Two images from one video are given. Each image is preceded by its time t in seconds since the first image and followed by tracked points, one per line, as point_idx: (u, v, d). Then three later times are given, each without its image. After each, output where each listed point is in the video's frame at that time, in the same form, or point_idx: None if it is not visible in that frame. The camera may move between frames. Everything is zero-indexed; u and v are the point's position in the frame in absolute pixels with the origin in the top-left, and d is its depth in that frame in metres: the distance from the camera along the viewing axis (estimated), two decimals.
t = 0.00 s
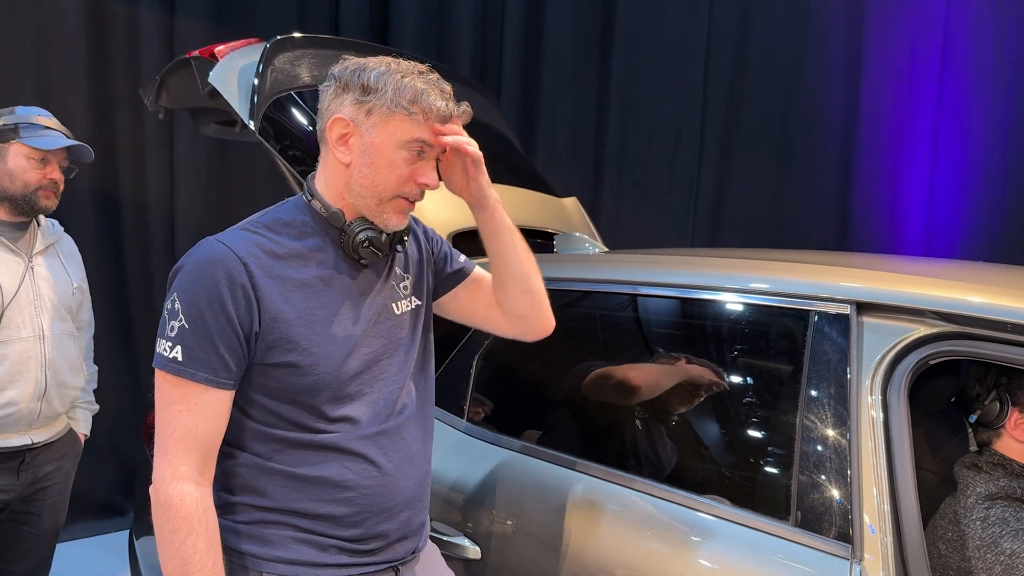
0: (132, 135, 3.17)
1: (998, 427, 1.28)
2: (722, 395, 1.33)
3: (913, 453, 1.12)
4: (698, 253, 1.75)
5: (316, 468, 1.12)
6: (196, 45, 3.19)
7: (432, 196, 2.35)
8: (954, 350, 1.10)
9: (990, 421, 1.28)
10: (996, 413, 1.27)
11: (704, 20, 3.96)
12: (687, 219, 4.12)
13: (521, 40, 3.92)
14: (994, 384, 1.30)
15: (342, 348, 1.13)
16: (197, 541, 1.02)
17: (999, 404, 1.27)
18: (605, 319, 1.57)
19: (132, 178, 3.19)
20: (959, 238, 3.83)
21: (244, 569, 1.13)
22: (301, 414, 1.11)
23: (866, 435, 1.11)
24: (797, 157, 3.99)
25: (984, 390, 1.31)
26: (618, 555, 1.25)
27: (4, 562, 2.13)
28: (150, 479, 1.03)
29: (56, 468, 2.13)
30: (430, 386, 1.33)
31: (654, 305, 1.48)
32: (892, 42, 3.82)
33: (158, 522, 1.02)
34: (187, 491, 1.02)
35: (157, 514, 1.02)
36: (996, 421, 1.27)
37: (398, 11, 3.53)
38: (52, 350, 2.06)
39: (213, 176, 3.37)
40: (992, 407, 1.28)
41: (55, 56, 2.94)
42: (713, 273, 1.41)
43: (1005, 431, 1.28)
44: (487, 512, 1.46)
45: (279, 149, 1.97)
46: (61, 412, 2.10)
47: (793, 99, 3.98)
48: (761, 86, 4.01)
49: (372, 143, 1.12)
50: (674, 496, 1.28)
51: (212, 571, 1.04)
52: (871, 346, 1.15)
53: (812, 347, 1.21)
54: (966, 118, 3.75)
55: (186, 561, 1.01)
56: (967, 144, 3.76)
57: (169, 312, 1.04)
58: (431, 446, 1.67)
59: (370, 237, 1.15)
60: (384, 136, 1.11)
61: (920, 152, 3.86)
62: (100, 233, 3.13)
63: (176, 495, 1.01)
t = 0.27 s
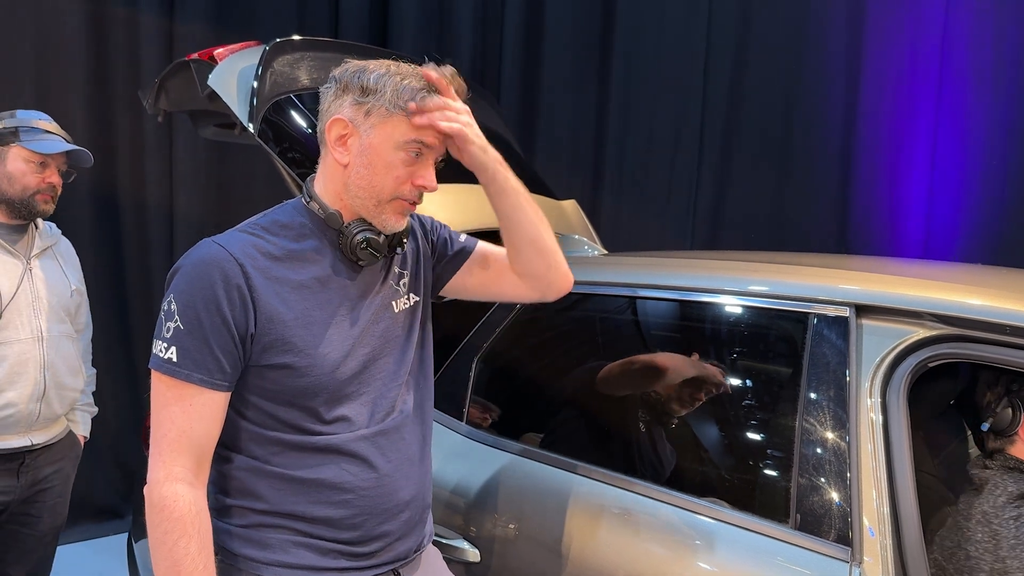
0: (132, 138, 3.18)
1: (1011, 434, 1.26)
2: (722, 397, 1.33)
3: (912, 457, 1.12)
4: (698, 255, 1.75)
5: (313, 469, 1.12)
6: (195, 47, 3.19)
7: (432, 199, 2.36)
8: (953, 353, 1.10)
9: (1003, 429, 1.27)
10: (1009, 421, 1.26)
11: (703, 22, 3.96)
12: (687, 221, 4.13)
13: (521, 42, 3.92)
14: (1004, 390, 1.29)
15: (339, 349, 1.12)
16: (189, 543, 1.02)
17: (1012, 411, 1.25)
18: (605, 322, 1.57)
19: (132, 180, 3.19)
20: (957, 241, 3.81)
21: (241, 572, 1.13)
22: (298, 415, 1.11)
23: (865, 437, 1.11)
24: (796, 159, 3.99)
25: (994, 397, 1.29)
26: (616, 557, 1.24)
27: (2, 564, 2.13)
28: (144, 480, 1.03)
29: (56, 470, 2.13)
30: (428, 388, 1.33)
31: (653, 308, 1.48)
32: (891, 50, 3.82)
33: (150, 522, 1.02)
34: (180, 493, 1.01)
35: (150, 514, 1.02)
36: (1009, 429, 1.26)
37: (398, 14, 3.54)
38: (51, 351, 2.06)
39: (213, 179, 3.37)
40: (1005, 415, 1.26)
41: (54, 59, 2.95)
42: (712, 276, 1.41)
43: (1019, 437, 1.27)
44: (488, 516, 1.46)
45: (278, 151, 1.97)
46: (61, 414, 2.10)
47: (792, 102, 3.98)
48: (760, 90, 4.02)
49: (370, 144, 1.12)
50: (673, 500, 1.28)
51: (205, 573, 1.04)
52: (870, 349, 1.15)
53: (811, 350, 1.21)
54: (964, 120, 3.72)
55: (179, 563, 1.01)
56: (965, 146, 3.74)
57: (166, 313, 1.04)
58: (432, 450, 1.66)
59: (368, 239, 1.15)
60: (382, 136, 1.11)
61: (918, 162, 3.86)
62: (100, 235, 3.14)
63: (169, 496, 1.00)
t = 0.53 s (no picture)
0: (131, 141, 3.18)
1: None
2: (721, 400, 1.33)
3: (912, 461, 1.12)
4: (698, 258, 1.75)
5: (311, 471, 1.11)
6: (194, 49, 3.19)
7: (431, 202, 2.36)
8: (953, 356, 1.10)
9: None
10: None
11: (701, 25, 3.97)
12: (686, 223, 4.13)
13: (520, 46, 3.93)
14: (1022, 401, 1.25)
15: (339, 350, 1.12)
16: (185, 544, 1.02)
17: None
18: (604, 325, 1.57)
19: (130, 183, 3.19)
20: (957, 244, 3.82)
21: None
22: (296, 416, 1.11)
23: (864, 440, 1.11)
24: (795, 161, 3.99)
25: (1011, 408, 1.27)
26: (615, 560, 1.24)
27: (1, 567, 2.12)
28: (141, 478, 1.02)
29: (54, 474, 2.12)
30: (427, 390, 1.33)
31: (651, 311, 1.49)
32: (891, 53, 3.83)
33: (147, 522, 1.02)
34: (177, 493, 1.01)
35: (145, 514, 1.01)
36: None
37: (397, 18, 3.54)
38: (48, 354, 2.06)
39: (212, 182, 3.37)
40: None
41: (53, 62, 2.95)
42: (711, 279, 1.41)
43: None
44: (491, 521, 1.46)
45: (277, 154, 1.99)
46: (59, 417, 2.10)
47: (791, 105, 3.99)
48: (759, 93, 4.02)
49: (372, 145, 1.13)
50: (673, 504, 1.27)
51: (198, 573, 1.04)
52: (869, 352, 1.15)
53: (810, 353, 1.21)
54: (963, 123, 3.73)
55: (174, 563, 1.01)
56: (964, 150, 3.75)
57: (165, 313, 1.04)
58: (432, 454, 1.66)
59: (368, 240, 1.15)
60: (383, 138, 1.12)
61: (917, 163, 3.87)
62: (98, 238, 3.14)
63: (165, 497, 1.00)
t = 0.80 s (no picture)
0: (128, 145, 3.18)
1: None
2: (719, 404, 1.33)
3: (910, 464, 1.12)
4: (696, 261, 1.75)
5: (307, 473, 1.11)
6: (192, 53, 3.19)
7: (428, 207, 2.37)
8: (950, 359, 1.10)
9: None
10: None
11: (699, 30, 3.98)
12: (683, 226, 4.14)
13: (517, 51, 3.94)
14: None
15: (335, 351, 1.12)
16: (184, 544, 1.01)
17: None
18: (601, 328, 1.57)
19: (128, 187, 3.19)
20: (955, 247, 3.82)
21: None
22: (292, 417, 1.10)
23: (863, 443, 1.11)
24: (792, 165, 4.00)
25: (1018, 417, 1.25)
26: (614, 563, 1.24)
27: None
28: (139, 479, 1.02)
29: (50, 479, 2.11)
30: (424, 391, 1.33)
31: (649, 314, 1.49)
32: (887, 58, 3.85)
33: (145, 523, 1.01)
34: (176, 493, 1.01)
35: (144, 515, 1.01)
36: None
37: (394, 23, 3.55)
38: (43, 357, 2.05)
39: (209, 186, 3.37)
40: None
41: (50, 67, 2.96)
42: (709, 282, 1.41)
43: None
44: (492, 525, 1.45)
45: (275, 158, 1.98)
46: (54, 421, 2.09)
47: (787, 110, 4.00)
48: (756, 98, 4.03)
49: (361, 142, 1.14)
50: (671, 506, 1.27)
51: (198, 574, 1.03)
52: (867, 355, 1.15)
53: (809, 357, 1.21)
54: (959, 126, 3.75)
55: (174, 564, 1.00)
56: (961, 153, 3.75)
57: (161, 313, 1.04)
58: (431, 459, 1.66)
59: (363, 240, 1.15)
60: (372, 135, 1.13)
61: (914, 161, 3.88)
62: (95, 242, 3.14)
63: (164, 497, 1.00)
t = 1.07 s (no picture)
0: (126, 148, 3.18)
1: None
2: (717, 406, 1.33)
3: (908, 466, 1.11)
4: (693, 264, 1.75)
5: (302, 476, 1.11)
6: (190, 56, 3.19)
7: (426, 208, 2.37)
8: (948, 362, 1.10)
9: None
10: None
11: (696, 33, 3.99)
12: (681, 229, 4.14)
13: (514, 54, 3.95)
14: None
15: (329, 352, 1.12)
16: (178, 547, 1.01)
17: None
18: (599, 330, 1.57)
19: (125, 190, 3.19)
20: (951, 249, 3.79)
21: None
22: (286, 419, 1.10)
23: (860, 446, 1.11)
24: (789, 168, 4.00)
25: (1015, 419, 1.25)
26: (611, 567, 1.24)
27: None
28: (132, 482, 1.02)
29: (45, 483, 2.11)
30: (419, 393, 1.33)
31: (647, 317, 1.48)
32: (883, 58, 3.86)
33: (139, 525, 1.01)
34: (169, 495, 1.00)
35: (137, 517, 1.01)
36: None
37: (391, 26, 3.55)
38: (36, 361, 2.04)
39: (208, 188, 3.37)
40: None
41: (48, 70, 2.96)
42: (707, 285, 1.41)
43: None
44: (491, 529, 1.44)
45: (272, 161, 1.98)
46: (48, 425, 2.08)
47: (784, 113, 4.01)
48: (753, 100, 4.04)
49: (349, 142, 1.15)
50: (668, 509, 1.27)
51: None
52: (864, 358, 1.15)
53: (806, 359, 1.21)
54: (956, 126, 3.74)
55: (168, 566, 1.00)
56: (957, 154, 3.74)
57: (154, 314, 1.04)
58: (430, 463, 1.66)
59: (352, 242, 1.15)
60: (360, 134, 1.14)
61: (913, 159, 3.88)
62: (93, 245, 3.14)
63: (157, 499, 0.99)
